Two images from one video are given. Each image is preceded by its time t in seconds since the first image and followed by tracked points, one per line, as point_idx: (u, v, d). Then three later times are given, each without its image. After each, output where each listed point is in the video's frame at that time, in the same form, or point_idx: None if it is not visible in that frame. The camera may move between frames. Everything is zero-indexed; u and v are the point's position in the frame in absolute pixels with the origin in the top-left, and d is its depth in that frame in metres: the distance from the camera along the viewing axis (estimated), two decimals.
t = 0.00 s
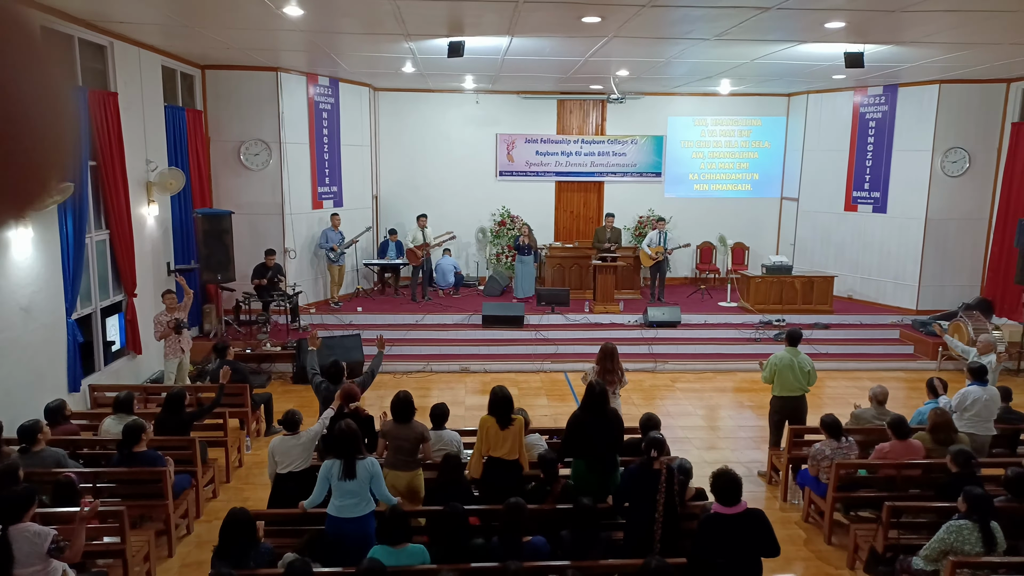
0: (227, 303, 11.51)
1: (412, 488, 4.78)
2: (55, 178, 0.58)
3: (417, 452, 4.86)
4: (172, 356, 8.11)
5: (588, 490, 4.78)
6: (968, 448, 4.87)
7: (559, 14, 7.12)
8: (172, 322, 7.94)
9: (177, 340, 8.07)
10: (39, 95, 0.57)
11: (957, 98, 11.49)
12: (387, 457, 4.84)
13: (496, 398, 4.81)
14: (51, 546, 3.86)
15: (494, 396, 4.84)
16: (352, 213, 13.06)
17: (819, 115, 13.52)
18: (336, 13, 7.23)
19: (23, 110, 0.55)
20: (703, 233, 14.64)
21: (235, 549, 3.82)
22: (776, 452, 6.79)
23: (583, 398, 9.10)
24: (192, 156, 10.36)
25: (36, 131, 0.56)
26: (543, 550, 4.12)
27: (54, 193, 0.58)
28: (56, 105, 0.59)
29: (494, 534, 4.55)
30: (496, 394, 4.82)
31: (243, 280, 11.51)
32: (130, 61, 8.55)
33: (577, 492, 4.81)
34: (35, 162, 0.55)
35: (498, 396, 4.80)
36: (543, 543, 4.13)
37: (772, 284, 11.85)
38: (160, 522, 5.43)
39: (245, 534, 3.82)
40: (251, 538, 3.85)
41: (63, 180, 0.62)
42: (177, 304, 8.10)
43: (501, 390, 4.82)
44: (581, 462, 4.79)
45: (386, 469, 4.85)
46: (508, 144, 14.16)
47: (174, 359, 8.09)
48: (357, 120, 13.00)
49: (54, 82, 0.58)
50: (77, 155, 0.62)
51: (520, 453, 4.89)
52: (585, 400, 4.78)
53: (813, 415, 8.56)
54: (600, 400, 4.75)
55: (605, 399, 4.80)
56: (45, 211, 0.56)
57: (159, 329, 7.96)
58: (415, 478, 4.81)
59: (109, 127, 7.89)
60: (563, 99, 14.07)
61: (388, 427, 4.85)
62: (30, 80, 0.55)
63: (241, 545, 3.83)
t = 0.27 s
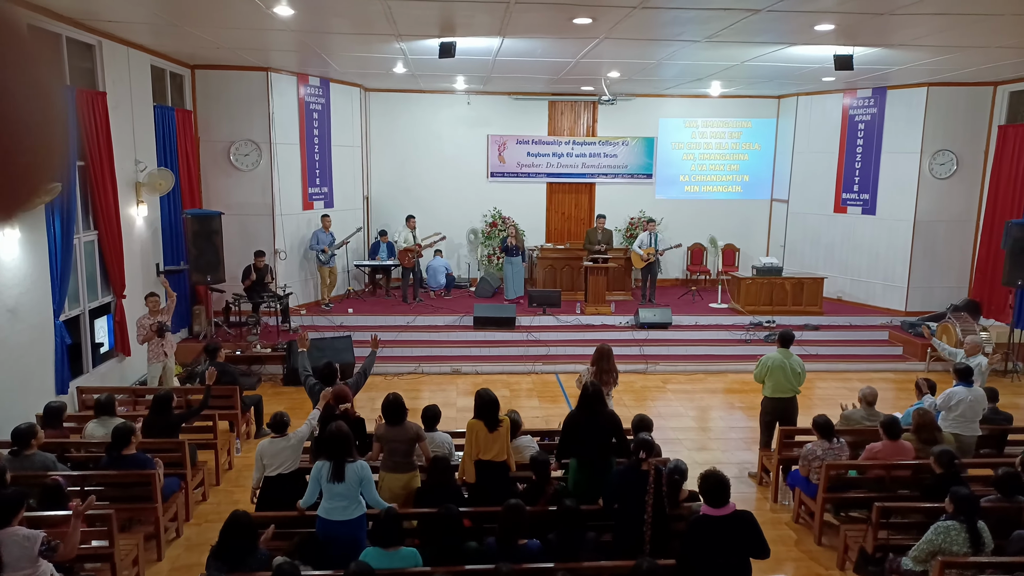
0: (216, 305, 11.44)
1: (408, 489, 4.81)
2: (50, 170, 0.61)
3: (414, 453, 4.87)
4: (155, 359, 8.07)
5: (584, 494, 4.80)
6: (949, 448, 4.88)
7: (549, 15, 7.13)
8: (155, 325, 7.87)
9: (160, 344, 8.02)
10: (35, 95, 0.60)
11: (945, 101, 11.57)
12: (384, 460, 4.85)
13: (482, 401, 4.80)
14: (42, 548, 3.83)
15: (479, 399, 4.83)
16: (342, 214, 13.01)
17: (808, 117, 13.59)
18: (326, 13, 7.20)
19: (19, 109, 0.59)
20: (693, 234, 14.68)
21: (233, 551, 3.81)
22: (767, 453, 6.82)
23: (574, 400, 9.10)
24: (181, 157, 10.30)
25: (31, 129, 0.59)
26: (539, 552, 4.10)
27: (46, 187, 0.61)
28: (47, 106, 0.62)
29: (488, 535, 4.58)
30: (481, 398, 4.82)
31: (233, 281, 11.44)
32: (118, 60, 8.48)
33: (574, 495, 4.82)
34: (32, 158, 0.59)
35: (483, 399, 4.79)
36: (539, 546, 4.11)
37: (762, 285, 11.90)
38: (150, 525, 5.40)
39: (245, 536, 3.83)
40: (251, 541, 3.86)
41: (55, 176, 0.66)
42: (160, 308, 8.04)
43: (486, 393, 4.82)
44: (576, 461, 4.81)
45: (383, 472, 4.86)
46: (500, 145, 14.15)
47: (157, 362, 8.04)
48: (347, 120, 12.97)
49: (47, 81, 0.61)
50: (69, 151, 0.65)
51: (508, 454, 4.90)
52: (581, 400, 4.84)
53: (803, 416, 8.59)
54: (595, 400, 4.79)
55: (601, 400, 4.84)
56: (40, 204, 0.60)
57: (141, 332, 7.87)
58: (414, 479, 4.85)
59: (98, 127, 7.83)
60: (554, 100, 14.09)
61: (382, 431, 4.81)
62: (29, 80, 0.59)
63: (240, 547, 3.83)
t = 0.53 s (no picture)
0: (212, 304, 11.43)
1: (409, 489, 4.82)
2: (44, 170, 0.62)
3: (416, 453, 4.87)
4: (144, 361, 8.01)
5: (580, 497, 4.87)
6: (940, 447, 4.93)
7: (546, 15, 7.13)
8: (144, 325, 7.85)
9: (151, 345, 7.97)
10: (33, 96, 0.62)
11: (940, 103, 11.61)
12: (386, 460, 4.84)
13: (475, 402, 4.76)
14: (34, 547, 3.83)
15: (473, 399, 4.80)
16: (339, 213, 13.00)
17: (804, 118, 13.62)
18: (323, 13, 7.20)
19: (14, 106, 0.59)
20: (690, 235, 14.71)
21: (234, 550, 3.80)
22: (763, 453, 6.83)
23: (571, 400, 9.10)
24: (177, 156, 10.28)
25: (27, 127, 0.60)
26: (535, 553, 4.12)
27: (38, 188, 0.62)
28: (45, 104, 0.63)
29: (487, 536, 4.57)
30: (474, 399, 4.78)
31: (229, 280, 11.42)
32: (114, 58, 8.45)
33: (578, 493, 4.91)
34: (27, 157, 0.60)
35: (477, 400, 4.75)
36: (535, 546, 4.12)
37: (758, 286, 11.93)
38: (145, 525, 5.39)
39: (246, 536, 3.82)
40: (252, 542, 3.84)
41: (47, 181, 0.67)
42: (148, 309, 8.07)
43: (480, 394, 4.78)
44: (580, 459, 4.85)
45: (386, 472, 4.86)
46: (496, 145, 14.15)
47: (146, 363, 7.98)
48: (344, 120, 12.96)
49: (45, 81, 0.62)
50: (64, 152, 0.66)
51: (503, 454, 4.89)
52: (587, 400, 4.84)
53: (799, 417, 8.61)
54: (601, 400, 4.79)
55: (607, 401, 4.84)
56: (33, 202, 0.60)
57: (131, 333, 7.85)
58: (416, 479, 4.86)
59: (94, 126, 7.82)
60: (551, 100, 14.09)
61: (383, 431, 4.81)
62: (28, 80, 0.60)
63: (241, 548, 3.81)
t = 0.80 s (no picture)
0: (209, 301, 11.43)
1: (408, 486, 4.82)
2: (44, 171, 0.57)
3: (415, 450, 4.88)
4: (137, 358, 7.99)
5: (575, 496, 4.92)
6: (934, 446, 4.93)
7: (544, 14, 7.15)
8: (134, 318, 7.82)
9: (143, 340, 7.97)
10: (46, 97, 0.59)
11: (937, 103, 11.64)
12: (386, 458, 4.84)
13: (473, 399, 4.76)
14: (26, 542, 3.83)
15: (472, 397, 4.80)
16: (336, 210, 13.00)
17: (801, 118, 13.64)
18: (320, 10, 7.19)
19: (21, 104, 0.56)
20: (687, 234, 14.73)
21: (231, 548, 3.82)
22: (758, 451, 6.86)
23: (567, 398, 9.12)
24: (174, 152, 10.26)
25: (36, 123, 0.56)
26: (531, 550, 4.13)
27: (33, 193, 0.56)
28: (47, 101, 0.59)
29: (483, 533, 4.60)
30: (473, 396, 4.77)
31: (226, 277, 11.42)
32: (110, 54, 8.43)
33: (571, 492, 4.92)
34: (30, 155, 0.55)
35: (476, 397, 4.75)
36: (531, 543, 4.14)
37: (755, 285, 11.96)
38: (141, 521, 5.40)
39: (244, 535, 3.83)
40: (249, 541, 3.85)
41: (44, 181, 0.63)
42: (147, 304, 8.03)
43: (479, 392, 4.78)
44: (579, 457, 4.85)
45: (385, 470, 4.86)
46: (494, 143, 14.15)
47: (139, 361, 7.98)
48: (342, 117, 12.95)
49: (49, 72, 0.57)
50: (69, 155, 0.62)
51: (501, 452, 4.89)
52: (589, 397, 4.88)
53: (794, 415, 8.64)
54: (605, 399, 4.85)
55: (609, 400, 4.89)
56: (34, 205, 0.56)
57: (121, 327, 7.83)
58: (415, 475, 4.87)
59: (92, 121, 7.82)
60: (549, 98, 14.09)
61: (383, 429, 4.81)
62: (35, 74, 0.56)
63: (238, 546, 3.83)
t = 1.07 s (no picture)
0: (205, 301, 11.41)
1: (404, 487, 4.81)
2: (42, 170, 0.54)
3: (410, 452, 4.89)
4: (133, 358, 7.96)
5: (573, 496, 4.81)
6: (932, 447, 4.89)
7: (540, 14, 7.15)
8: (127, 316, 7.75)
9: (138, 342, 7.96)
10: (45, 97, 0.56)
11: (933, 104, 11.67)
12: (381, 458, 4.87)
13: (476, 399, 4.80)
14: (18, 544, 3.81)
15: (475, 397, 4.84)
16: (333, 211, 12.99)
17: (797, 119, 13.67)
18: (317, 10, 7.18)
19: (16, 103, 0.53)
20: (683, 234, 14.76)
21: (223, 549, 3.81)
22: (755, 452, 6.87)
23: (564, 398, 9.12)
24: (170, 152, 10.24)
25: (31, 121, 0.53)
26: (526, 548, 4.15)
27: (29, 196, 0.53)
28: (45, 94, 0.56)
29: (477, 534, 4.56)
30: (476, 396, 4.82)
31: (222, 277, 11.39)
32: (106, 54, 8.40)
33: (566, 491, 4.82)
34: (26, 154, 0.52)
35: (478, 397, 4.79)
36: (526, 542, 4.16)
37: (751, 285, 11.98)
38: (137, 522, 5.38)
39: (235, 534, 3.83)
40: (241, 539, 3.84)
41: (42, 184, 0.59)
42: (143, 305, 8.02)
43: (482, 391, 4.82)
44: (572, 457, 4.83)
45: (379, 470, 4.88)
46: (491, 144, 14.15)
47: (134, 362, 7.98)
48: (338, 117, 12.94)
49: (49, 70, 0.55)
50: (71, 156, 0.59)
51: (500, 453, 4.87)
52: (587, 396, 4.97)
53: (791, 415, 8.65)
54: (603, 399, 4.93)
55: (608, 401, 4.98)
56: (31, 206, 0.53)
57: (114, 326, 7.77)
58: (409, 476, 4.87)
59: (88, 122, 7.79)
60: (546, 99, 14.10)
61: (380, 428, 4.82)
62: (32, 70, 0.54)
63: (231, 546, 3.82)
